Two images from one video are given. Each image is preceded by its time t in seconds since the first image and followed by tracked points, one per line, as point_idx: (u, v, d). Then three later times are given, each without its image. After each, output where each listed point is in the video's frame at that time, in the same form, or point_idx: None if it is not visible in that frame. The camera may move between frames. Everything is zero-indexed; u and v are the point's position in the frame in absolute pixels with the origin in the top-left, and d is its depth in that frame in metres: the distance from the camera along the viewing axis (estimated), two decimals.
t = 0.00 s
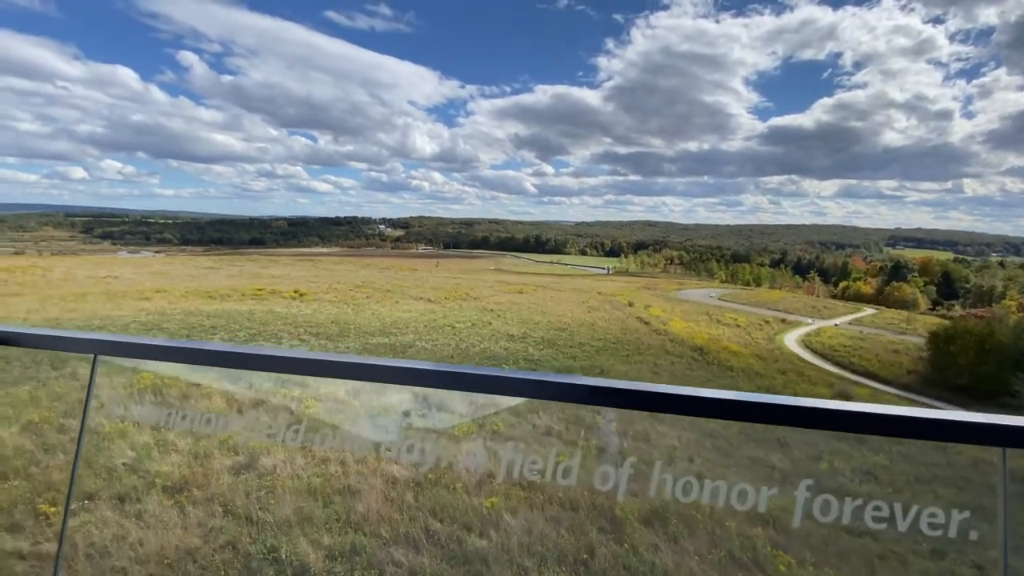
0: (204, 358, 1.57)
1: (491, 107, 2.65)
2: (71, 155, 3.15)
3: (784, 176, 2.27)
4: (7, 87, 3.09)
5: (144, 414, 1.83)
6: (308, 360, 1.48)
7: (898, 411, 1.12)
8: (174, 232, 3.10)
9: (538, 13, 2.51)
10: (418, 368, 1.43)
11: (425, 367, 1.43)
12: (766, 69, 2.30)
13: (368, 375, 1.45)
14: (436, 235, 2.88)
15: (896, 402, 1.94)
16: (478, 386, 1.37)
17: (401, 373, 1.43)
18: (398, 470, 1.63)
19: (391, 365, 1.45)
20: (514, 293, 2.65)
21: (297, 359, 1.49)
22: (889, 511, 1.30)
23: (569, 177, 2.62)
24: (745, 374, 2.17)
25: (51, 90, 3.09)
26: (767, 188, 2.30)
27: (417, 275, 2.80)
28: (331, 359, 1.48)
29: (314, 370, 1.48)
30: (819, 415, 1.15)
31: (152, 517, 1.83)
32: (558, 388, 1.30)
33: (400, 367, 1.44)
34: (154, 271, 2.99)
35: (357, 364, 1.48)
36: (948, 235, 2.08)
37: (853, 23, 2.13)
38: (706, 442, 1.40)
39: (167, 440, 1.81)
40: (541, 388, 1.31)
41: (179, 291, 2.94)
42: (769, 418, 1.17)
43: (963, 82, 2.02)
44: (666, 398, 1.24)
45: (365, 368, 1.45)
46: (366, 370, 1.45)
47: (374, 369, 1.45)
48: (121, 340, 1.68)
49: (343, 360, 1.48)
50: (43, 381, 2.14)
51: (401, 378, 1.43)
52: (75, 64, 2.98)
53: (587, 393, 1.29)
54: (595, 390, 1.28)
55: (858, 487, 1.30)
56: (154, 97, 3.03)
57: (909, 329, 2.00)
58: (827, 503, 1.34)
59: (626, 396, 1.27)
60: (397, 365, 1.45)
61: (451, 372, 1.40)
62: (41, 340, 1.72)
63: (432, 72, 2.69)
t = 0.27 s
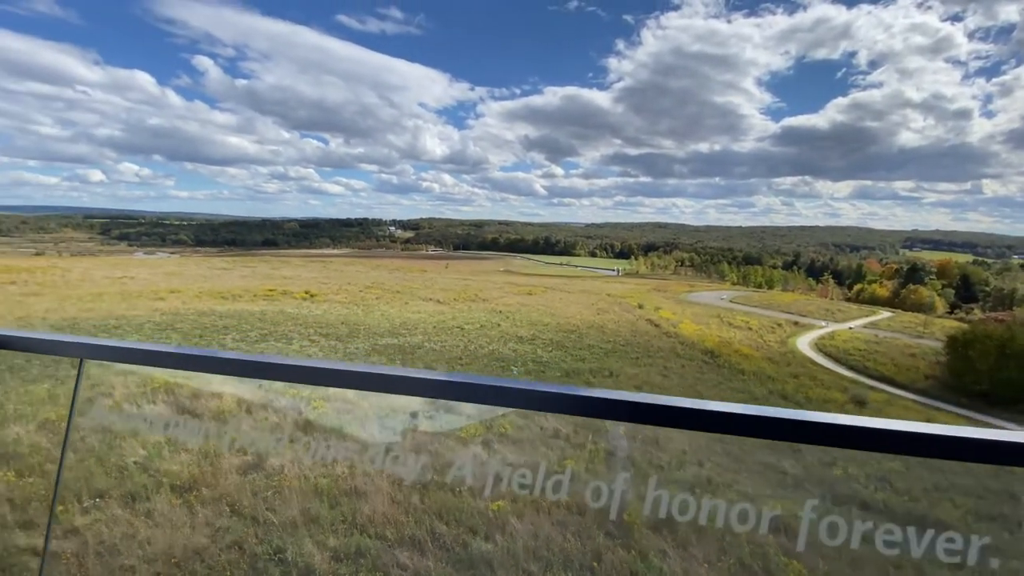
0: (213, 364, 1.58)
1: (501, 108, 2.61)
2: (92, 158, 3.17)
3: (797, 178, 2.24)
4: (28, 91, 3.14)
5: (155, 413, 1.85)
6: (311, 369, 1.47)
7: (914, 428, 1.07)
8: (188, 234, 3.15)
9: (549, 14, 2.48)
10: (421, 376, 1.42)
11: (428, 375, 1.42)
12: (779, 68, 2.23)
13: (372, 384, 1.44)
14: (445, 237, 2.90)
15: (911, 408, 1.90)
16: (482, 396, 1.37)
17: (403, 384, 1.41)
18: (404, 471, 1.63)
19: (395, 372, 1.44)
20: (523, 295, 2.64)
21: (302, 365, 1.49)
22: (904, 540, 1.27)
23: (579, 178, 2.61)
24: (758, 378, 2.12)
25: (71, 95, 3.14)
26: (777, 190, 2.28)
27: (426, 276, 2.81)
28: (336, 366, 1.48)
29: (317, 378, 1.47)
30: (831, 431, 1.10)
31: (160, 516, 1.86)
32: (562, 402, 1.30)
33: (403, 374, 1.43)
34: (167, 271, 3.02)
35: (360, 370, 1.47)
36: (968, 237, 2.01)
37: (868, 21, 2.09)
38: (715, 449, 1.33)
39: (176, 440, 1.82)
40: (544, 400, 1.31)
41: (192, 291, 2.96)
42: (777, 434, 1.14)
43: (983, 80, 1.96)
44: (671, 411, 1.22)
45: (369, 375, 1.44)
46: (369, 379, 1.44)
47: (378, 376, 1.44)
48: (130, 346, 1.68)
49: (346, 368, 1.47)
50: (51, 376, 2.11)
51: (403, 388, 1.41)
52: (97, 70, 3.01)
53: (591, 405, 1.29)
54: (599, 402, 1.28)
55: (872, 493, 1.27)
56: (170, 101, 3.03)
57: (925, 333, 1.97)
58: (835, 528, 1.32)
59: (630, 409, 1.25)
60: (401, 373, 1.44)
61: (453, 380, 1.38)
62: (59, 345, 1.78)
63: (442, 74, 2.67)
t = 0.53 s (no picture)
0: (200, 375, 1.52)
1: (509, 111, 2.59)
2: (104, 161, 3.19)
3: (806, 180, 2.21)
4: (44, 95, 3.17)
5: (162, 414, 1.85)
6: (298, 381, 1.41)
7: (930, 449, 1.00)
8: (197, 237, 3.18)
9: (555, 17, 2.45)
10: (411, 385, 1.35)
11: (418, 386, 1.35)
12: (787, 70, 2.19)
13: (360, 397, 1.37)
14: (451, 239, 2.89)
15: (922, 413, 1.83)
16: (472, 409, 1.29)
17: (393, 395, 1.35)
18: (409, 475, 1.63)
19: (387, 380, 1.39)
20: (530, 297, 2.64)
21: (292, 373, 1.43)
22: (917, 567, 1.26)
23: (587, 181, 2.59)
24: (766, 382, 2.06)
25: (84, 99, 3.15)
26: (785, 194, 2.26)
27: (433, 277, 2.82)
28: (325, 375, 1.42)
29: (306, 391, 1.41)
30: (836, 449, 1.04)
31: (164, 518, 1.87)
32: (555, 415, 1.22)
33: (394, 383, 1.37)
34: (177, 273, 3.06)
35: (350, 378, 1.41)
36: (982, 240, 1.98)
37: (879, 21, 2.05)
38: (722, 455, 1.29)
39: (184, 442, 1.82)
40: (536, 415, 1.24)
41: (201, 293, 2.99)
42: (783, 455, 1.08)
43: (996, 81, 1.92)
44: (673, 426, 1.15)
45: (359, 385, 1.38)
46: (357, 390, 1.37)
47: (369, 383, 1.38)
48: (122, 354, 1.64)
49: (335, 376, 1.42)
50: (36, 385, 1.98)
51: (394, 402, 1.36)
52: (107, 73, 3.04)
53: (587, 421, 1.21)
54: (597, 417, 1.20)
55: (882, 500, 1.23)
56: (181, 104, 3.02)
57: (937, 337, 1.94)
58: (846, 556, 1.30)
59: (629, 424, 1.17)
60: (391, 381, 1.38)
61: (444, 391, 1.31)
62: (46, 353, 1.74)
63: (449, 77, 2.63)
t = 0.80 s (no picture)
0: (182, 391, 1.51)
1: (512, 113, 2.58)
2: (110, 163, 3.14)
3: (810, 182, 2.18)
4: (50, 98, 3.14)
5: (162, 415, 1.93)
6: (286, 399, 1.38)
7: (924, 473, 0.95)
8: (200, 238, 3.23)
9: (556, 20, 2.42)
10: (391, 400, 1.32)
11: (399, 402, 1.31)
12: (791, 70, 2.14)
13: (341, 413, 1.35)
14: (454, 240, 2.90)
15: (928, 417, 1.79)
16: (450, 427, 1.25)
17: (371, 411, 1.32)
18: (408, 479, 1.65)
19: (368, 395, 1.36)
20: (532, 299, 2.64)
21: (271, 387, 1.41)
22: None
23: (589, 183, 2.57)
24: (769, 385, 2.03)
25: (92, 102, 3.07)
26: (791, 195, 2.22)
27: (437, 278, 2.85)
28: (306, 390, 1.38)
29: (286, 405, 1.39)
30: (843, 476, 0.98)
31: (162, 520, 1.85)
32: (538, 436, 1.18)
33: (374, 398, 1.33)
34: (181, 274, 3.10)
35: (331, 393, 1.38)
36: (990, 242, 1.95)
37: (883, 23, 1.99)
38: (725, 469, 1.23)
39: (184, 442, 1.90)
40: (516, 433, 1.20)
41: (204, 294, 3.00)
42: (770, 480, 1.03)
43: (1003, 82, 1.87)
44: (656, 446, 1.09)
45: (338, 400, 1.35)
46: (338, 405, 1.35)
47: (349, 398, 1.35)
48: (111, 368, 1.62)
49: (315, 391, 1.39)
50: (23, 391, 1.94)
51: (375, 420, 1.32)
52: (114, 77, 2.96)
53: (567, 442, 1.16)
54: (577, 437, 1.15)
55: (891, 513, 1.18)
56: (187, 107, 2.95)
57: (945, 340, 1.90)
58: None
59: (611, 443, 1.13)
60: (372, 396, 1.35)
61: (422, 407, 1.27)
62: (36, 366, 1.73)
63: (453, 79, 2.60)
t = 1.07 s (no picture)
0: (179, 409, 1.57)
1: (510, 115, 2.55)
2: (110, 165, 3.11)
3: (808, 186, 2.16)
4: (52, 100, 3.12)
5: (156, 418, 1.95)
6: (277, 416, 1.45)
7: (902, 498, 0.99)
8: (199, 240, 3.25)
9: (556, 22, 2.39)
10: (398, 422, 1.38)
11: (405, 423, 1.37)
12: (789, 74, 2.11)
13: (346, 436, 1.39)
14: (454, 242, 2.93)
15: (927, 419, 1.78)
16: (453, 451, 1.30)
17: (377, 435, 1.37)
18: (402, 482, 1.66)
19: (376, 417, 1.41)
20: (531, 300, 2.66)
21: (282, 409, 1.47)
22: None
23: (589, 184, 2.54)
24: (768, 388, 2.01)
25: (92, 103, 3.04)
26: (790, 198, 2.21)
27: (437, 278, 2.89)
28: (313, 412, 1.44)
29: (295, 429, 1.45)
30: (820, 499, 1.02)
31: (153, 524, 1.91)
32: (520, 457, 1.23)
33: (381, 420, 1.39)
34: (180, 276, 3.13)
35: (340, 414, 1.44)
36: (990, 245, 1.95)
37: (882, 25, 1.96)
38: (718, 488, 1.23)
39: (177, 445, 1.94)
40: (516, 458, 1.24)
41: (203, 295, 3.02)
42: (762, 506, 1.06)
43: (1003, 84, 1.87)
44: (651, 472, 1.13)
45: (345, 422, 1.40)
46: (345, 428, 1.40)
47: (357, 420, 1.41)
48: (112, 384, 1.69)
49: (324, 412, 1.44)
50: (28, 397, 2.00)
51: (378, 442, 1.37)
52: (116, 78, 2.94)
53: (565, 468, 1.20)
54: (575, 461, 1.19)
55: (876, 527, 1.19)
56: (187, 108, 2.92)
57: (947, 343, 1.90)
58: None
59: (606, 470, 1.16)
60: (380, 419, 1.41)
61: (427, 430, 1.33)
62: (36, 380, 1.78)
63: (451, 81, 2.57)
